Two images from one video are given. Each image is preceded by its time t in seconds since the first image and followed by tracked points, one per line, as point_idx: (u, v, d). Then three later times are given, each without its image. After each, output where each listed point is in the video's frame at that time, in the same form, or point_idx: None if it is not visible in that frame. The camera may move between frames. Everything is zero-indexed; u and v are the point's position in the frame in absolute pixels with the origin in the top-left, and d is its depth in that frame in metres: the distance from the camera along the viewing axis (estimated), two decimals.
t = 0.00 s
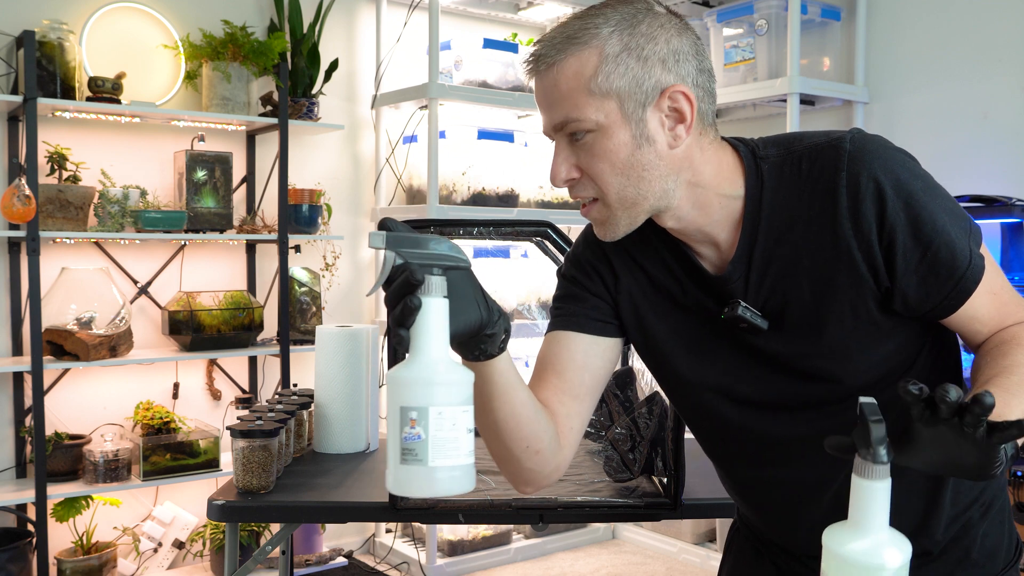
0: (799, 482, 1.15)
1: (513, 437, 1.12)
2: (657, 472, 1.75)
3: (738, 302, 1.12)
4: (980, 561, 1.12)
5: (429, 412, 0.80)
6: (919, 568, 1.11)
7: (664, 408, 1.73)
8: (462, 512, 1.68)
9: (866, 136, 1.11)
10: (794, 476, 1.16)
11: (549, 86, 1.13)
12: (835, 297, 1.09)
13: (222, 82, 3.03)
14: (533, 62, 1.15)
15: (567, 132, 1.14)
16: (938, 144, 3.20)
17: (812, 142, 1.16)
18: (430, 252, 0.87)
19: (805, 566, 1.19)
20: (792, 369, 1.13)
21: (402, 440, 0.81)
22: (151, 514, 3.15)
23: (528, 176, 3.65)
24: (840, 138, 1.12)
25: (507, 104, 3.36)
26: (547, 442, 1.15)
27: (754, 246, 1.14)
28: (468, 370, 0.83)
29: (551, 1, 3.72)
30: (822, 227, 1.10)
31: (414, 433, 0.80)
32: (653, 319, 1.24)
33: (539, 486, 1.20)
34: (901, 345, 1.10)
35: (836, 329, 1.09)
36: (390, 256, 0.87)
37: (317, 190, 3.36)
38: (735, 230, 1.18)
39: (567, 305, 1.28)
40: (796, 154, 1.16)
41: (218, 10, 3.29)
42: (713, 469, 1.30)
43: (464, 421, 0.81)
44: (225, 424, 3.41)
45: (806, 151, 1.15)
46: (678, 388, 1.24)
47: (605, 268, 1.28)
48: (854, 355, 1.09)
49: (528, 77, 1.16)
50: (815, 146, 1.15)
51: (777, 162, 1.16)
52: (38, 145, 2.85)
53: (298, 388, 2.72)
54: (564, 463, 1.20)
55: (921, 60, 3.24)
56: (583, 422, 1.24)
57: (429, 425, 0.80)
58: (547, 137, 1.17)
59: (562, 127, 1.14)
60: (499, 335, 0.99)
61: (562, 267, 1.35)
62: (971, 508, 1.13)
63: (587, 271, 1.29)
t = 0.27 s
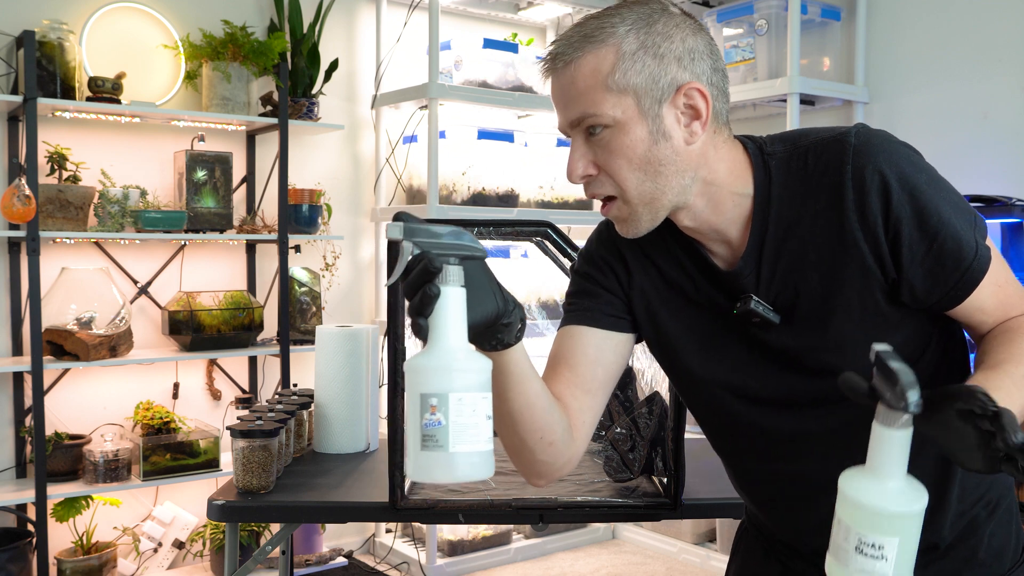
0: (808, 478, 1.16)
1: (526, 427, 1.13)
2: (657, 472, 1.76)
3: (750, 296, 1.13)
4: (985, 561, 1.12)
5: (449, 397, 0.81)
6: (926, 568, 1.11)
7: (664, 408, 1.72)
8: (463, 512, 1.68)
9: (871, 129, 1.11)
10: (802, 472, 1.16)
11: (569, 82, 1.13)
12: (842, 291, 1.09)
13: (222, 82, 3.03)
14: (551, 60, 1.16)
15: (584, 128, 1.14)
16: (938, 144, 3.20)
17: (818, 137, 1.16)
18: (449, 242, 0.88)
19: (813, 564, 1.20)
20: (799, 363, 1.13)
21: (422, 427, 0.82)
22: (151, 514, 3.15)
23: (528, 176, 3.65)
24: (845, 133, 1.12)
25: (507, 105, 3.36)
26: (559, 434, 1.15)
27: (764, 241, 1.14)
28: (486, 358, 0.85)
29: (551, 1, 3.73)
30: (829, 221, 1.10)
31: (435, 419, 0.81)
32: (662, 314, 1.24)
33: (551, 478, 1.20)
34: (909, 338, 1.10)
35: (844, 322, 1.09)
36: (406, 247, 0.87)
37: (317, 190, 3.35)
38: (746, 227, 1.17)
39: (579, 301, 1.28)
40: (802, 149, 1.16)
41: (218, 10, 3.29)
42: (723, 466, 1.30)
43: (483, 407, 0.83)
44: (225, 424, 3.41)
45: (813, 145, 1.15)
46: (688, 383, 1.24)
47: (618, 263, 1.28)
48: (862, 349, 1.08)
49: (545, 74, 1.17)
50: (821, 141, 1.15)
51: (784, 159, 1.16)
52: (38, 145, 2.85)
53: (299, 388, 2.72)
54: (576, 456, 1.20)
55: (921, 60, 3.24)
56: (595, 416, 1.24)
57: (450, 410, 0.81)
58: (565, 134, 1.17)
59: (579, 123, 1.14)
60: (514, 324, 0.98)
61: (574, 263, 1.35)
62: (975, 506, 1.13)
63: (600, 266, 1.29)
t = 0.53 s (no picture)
0: (809, 470, 1.15)
1: (519, 407, 1.11)
2: (657, 472, 1.76)
3: (757, 284, 1.13)
4: (986, 559, 1.12)
5: (448, 339, 0.80)
6: (926, 567, 1.11)
7: (664, 408, 1.72)
8: (463, 512, 1.67)
9: (868, 118, 1.12)
10: (804, 463, 1.15)
11: (622, 48, 1.08)
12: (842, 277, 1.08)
13: (222, 82, 3.03)
14: (594, 30, 1.10)
15: (640, 93, 1.09)
16: (938, 144, 3.20)
17: (816, 127, 1.17)
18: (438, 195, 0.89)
19: (814, 562, 1.19)
20: (800, 351, 1.12)
21: (423, 373, 0.80)
22: (151, 514, 3.15)
23: (528, 175, 3.65)
24: (842, 121, 1.13)
25: (507, 105, 3.36)
26: (553, 415, 1.13)
27: (767, 229, 1.15)
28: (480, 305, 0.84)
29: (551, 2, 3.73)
30: (829, 208, 1.10)
31: (437, 363, 0.80)
32: (664, 304, 1.24)
33: (544, 461, 1.18)
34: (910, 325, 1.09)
35: (844, 308, 1.08)
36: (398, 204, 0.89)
37: (317, 189, 3.35)
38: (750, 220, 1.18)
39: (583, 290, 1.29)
40: (801, 138, 1.17)
41: (218, 11, 3.29)
42: (724, 460, 1.29)
43: (482, 352, 0.81)
44: (225, 424, 3.41)
45: (811, 135, 1.16)
46: (688, 373, 1.24)
47: (621, 255, 1.29)
48: (863, 336, 1.07)
49: (584, 46, 1.11)
50: (820, 130, 1.16)
51: (783, 148, 1.18)
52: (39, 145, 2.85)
53: (298, 388, 2.72)
54: (572, 439, 1.18)
55: (921, 60, 3.25)
56: (592, 401, 1.22)
57: (450, 353, 0.79)
58: (608, 106, 1.11)
59: (636, 88, 1.09)
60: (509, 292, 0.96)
61: (578, 254, 1.35)
62: (977, 503, 1.13)
63: (604, 257, 1.30)
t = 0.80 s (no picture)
0: (799, 468, 1.16)
1: (508, 397, 1.11)
2: (657, 472, 1.76)
3: (748, 281, 1.13)
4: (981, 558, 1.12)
5: (405, 325, 0.77)
6: (922, 567, 1.11)
7: (664, 408, 1.73)
8: (463, 512, 1.68)
9: (861, 115, 1.12)
10: (795, 461, 1.16)
11: (635, 27, 1.10)
12: (835, 274, 1.08)
13: (222, 82, 3.03)
14: (608, 8, 1.12)
15: (653, 71, 1.11)
16: (938, 144, 3.20)
17: (810, 124, 1.18)
18: (419, 175, 0.84)
19: (808, 561, 1.20)
20: (792, 349, 1.13)
21: (379, 356, 0.79)
22: (151, 514, 3.15)
23: (528, 175, 3.65)
24: (837, 118, 1.13)
25: (507, 105, 3.36)
26: (541, 405, 1.14)
27: (760, 225, 1.15)
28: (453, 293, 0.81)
29: (551, 2, 3.73)
30: (822, 205, 1.11)
31: (391, 348, 0.78)
32: (657, 300, 1.24)
33: (533, 454, 1.18)
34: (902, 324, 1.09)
35: (836, 307, 1.08)
36: (376, 184, 0.84)
37: (317, 189, 3.35)
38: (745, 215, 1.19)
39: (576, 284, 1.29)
40: (795, 135, 1.18)
41: (218, 11, 3.29)
42: (716, 457, 1.30)
43: (444, 340, 0.79)
44: (225, 424, 3.41)
45: (805, 131, 1.17)
46: (680, 370, 1.24)
47: (615, 250, 1.29)
48: (853, 333, 1.08)
49: (596, 25, 1.12)
50: (814, 127, 1.17)
51: (777, 145, 1.19)
52: (38, 145, 2.85)
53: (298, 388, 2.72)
54: (560, 432, 1.18)
55: (921, 60, 3.25)
56: (581, 394, 1.22)
57: (404, 339, 0.78)
58: (620, 84, 1.11)
59: (652, 65, 1.10)
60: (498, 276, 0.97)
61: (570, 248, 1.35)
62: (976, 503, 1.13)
63: (597, 252, 1.30)
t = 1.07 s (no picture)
0: (795, 479, 1.17)
1: (502, 419, 1.10)
2: (657, 472, 1.76)
3: (738, 300, 1.13)
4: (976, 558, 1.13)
5: (406, 351, 0.77)
6: (917, 568, 1.12)
7: (664, 408, 1.73)
8: (462, 512, 1.67)
9: (851, 130, 1.12)
10: (791, 473, 1.17)
11: (621, 53, 1.10)
12: (827, 291, 1.09)
13: (222, 82, 3.03)
14: (592, 33, 1.11)
15: (637, 99, 1.10)
16: (937, 144, 3.20)
17: (800, 139, 1.18)
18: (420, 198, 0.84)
19: (804, 563, 1.21)
20: (784, 366, 1.13)
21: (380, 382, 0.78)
22: (151, 514, 3.15)
23: (527, 176, 3.64)
24: (826, 133, 1.13)
25: (507, 105, 3.36)
26: (536, 427, 1.13)
27: (750, 242, 1.15)
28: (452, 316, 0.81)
29: (551, 2, 3.74)
30: (813, 222, 1.11)
31: (393, 373, 0.77)
32: (649, 317, 1.24)
33: (527, 476, 1.17)
34: (894, 338, 1.09)
35: (828, 323, 1.09)
36: (374, 206, 0.85)
37: (317, 190, 3.35)
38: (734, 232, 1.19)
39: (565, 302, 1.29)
40: (784, 151, 1.18)
41: (218, 10, 3.29)
42: (712, 469, 1.30)
43: (446, 365, 0.79)
44: (225, 424, 3.40)
45: (794, 147, 1.17)
46: (674, 385, 1.24)
47: (604, 267, 1.29)
48: (845, 349, 1.09)
49: (580, 50, 1.11)
50: (802, 143, 1.17)
51: (766, 161, 1.19)
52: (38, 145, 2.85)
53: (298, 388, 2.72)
54: (555, 452, 1.17)
55: (920, 61, 3.25)
56: (575, 413, 1.21)
57: (406, 365, 0.77)
58: (605, 111, 1.11)
59: (636, 92, 1.10)
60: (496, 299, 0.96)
61: (558, 266, 1.35)
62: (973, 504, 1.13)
63: (587, 270, 1.30)
